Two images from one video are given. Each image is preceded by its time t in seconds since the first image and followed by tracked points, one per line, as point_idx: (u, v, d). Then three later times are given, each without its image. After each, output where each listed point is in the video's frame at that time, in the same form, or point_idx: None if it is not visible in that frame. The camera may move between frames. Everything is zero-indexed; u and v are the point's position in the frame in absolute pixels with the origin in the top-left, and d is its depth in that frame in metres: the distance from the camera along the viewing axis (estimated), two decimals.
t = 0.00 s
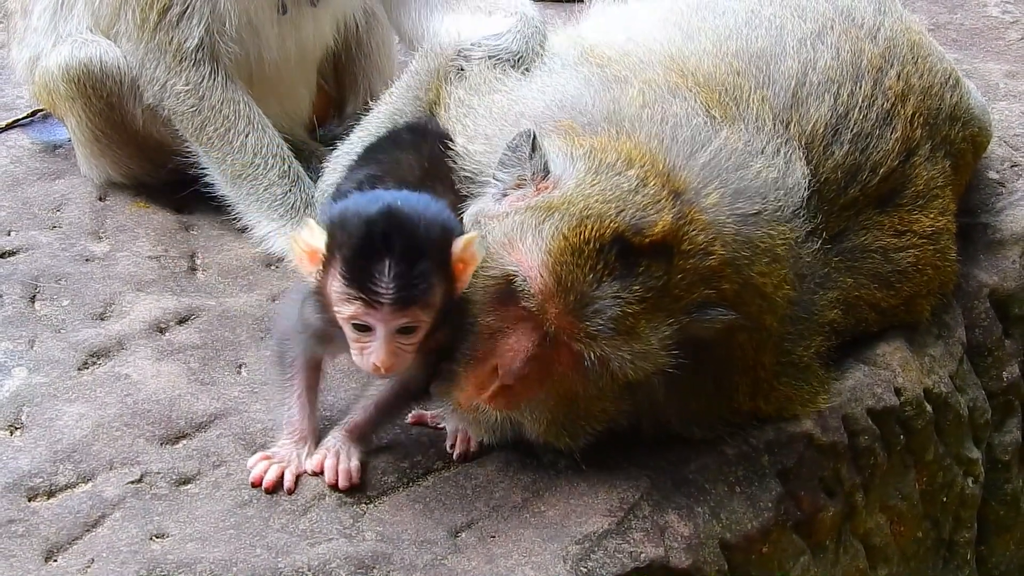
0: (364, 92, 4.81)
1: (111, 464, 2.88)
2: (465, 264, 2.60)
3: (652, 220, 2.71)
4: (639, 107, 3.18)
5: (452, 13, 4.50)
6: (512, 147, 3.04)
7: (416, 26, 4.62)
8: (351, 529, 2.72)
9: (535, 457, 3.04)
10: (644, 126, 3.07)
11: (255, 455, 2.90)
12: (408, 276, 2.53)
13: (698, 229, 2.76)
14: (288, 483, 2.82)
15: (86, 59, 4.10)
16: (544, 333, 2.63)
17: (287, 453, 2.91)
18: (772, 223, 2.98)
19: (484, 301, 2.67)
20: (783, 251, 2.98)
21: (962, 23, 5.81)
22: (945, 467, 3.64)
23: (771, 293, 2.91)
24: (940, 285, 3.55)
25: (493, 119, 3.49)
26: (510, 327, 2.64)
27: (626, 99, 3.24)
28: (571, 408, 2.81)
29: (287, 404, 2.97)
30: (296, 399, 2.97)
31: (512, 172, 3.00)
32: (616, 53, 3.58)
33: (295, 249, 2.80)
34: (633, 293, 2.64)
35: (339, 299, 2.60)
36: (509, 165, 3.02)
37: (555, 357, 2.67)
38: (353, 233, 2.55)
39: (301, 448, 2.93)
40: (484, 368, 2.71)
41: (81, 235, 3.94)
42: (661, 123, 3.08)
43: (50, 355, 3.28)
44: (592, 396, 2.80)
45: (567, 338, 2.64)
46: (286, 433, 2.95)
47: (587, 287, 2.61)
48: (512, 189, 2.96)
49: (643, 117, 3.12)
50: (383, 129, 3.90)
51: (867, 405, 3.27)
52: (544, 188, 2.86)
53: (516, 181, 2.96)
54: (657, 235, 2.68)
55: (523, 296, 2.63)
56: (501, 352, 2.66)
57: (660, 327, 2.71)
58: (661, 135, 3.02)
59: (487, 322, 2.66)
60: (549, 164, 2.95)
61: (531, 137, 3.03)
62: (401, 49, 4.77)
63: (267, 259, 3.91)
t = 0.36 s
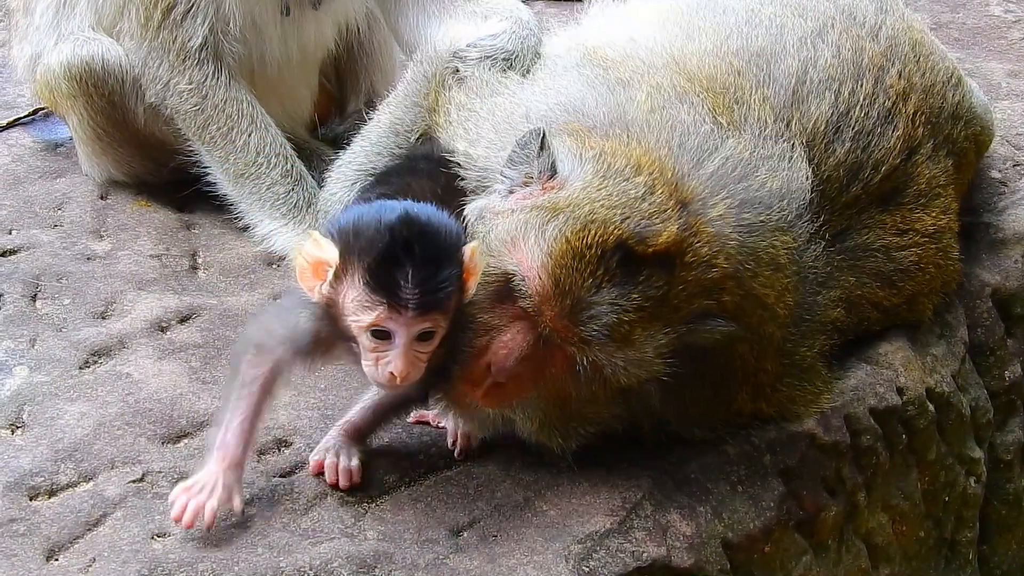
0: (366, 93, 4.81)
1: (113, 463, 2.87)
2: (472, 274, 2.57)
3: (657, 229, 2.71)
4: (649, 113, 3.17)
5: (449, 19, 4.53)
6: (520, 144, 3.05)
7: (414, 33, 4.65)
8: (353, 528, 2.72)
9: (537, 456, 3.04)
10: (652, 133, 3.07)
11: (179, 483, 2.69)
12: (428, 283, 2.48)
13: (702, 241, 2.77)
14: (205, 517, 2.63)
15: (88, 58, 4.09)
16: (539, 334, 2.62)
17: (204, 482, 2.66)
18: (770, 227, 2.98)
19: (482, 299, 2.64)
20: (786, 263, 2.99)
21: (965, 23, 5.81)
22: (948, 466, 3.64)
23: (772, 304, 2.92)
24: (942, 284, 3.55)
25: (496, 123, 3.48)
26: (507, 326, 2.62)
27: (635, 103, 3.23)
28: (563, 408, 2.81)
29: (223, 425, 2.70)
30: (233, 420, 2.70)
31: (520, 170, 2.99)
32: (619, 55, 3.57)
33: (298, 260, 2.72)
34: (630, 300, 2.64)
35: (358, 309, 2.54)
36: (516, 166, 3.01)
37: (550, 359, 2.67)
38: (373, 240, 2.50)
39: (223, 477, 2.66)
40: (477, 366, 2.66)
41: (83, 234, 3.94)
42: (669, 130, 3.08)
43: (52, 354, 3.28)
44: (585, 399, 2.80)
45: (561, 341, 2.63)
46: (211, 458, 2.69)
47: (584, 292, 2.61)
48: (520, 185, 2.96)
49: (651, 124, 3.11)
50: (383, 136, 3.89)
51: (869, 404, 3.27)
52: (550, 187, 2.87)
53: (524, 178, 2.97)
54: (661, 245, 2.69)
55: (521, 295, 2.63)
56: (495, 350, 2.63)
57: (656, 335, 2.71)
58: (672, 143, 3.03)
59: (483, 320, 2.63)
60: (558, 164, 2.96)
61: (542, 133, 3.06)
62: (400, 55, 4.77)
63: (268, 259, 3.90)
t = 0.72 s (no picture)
0: (369, 92, 4.80)
1: (115, 464, 2.87)
2: (437, 277, 2.65)
3: (662, 236, 2.70)
4: (660, 115, 3.16)
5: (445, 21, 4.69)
6: (536, 135, 3.07)
7: (410, 37, 4.73)
8: (357, 528, 2.71)
9: (540, 455, 3.03)
10: (659, 134, 3.06)
11: (187, 504, 2.71)
12: (394, 281, 2.50)
13: (706, 251, 2.75)
14: (217, 533, 2.63)
15: (89, 60, 4.08)
16: (529, 325, 2.64)
17: (214, 500, 2.68)
18: (773, 229, 2.97)
19: (486, 283, 2.72)
20: (791, 271, 2.99)
21: (968, 22, 5.79)
22: (951, 466, 3.63)
23: (775, 312, 2.91)
24: (946, 282, 3.55)
25: (500, 123, 3.46)
26: (502, 312, 2.67)
27: (641, 104, 3.23)
28: (550, 401, 2.83)
29: (219, 444, 2.72)
30: (229, 437, 2.72)
31: (534, 161, 3.00)
32: (621, 57, 3.56)
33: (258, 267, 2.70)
34: (624, 304, 2.65)
35: (319, 310, 2.54)
36: (525, 162, 3.03)
37: (538, 353, 2.68)
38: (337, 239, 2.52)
39: (233, 493, 2.70)
40: (468, 349, 2.70)
41: (85, 235, 3.94)
42: (676, 130, 3.08)
43: (54, 356, 3.27)
44: (574, 394, 2.81)
45: (550, 335, 2.65)
46: (218, 477, 2.71)
47: (578, 290, 2.63)
48: (530, 177, 2.97)
49: (660, 127, 3.10)
50: (381, 136, 3.89)
51: (873, 404, 3.26)
52: (560, 181, 2.88)
53: (535, 170, 2.98)
54: (663, 252, 2.68)
55: (517, 284, 2.67)
56: (488, 334, 2.67)
57: (647, 341, 2.71)
58: (681, 145, 3.02)
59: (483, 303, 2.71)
60: (570, 159, 2.96)
61: (558, 127, 3.06)
62: (401, 57, 4.74)
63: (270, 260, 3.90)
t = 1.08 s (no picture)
0: (364, 92, 4.79)
1: (109, 462, 2.87)
2: (381, 328, 2.46)
3: (673, 234, 2.74)
4: (674, 110, 3.15)
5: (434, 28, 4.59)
6: (572, 111, 3.10)
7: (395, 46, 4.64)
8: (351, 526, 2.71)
9: (535, 455, 3.04)
10: (681, 130, 3.05)
11: (182, 501, 2.72)
12: (289, 315, 2.35)
13: (715, 255, 2.77)
14: (210, 531, 2.63)
15: (83, 58, 4.09)
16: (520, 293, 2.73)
17: (213, 498, 2.68)
18: (777, 232, 2.95)
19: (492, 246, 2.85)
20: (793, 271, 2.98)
21: (963, 22, 5.80)
22: (945, 465, 3.63)
23: (773, 303, 2.90)
24: (940, 281, 3.55)
25: (508, 114, 3.44)
26: (499, 276, 2.78)
27: (654, 96, 3.22)
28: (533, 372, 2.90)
29: (227, 445, 2.71)
30: (236, 439, 2.70)
31: (563, 134, 3.05)
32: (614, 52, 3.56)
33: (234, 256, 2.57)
34: (620, 294, 2.71)
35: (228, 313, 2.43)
36: (552, 133, 3.07)
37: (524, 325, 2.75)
38: (253, 251, 2.36)
39: (232, 494, 2.70)
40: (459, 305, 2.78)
41: (80, 233, 3.94)
42: (694, 129, 3.06)
43: (48, 354, 3.27)
44: (554, 372, 2.88)
45: (538, 309, 2.73)
46: (219, 477, 2.71)
47: (576, 269, 2.70)
48: (559, 149, 3.01)
49: (672, 120, 3.09)
50: (365, 148, 3.87)
51: (867, 403, 3.27)
52: (585, 160, 2.92)
53: (563, 143, 3.02)
54: (672, 250, 2.71)
55: (519, 253, 2.79)
56: (483, 295, 2.74)
57: (634, 334, 2.77)
58: (697, 139, 3.03)
59: (484, 265, 2.82)
60: (600, 138, 3.00)
61: (594, 106, 3.10)
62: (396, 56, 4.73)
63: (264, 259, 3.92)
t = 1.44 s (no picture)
0: (361, 91, 4.81)
1: (105, 458, 2.88)
2: (376, 364, 2.44)
3: (652, 246, 2.85)
4: (665, 115, 3.21)
5: (422, 25, 4.66)
6: (581, 106, 3.22)
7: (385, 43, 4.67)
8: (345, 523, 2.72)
9: (530, 451, 3.05)
10: (675, 138, 3.13)
11: (178, 497, 2.73)
12: (282, 356, 2.33)
13: (693, 270, 2.87)
14: (205, 526, 2.64)
15: (79, 54, 4.08)
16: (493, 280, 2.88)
17: (210, 493, 2.70)
18: (761, 243, 3.00)
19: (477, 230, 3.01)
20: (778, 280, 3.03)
21: (958, 20, 5.81)
22: (940, 461, 3.64)
23: (756, 301, 2.97)
24: (934, 277, 3.56)
25: (498, 109, 3.50)
26: (478, 260, 2.94)
27: (642, 98, 3.28)
28: (498, 362, 3.03)
29: (228, 444, 2.72)
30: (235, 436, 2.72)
31: (563, 129, 3.17)
32: (602, 51, 3.61)
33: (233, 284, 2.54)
34: (588, 297, 2.84)
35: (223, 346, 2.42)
36: (557, 124, 3.22)
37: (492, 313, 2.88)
38: (247, 290, 2.33)
39: (230, 491, 2.71)
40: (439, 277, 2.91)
41: (76, 230, 3.94)
42: (688, 136, 3.14)
43: (44, 351, 3.28)
44: (520, 364, 3.00)
45: (507, 297, 2.87)
46: (218, 473, 2.73)
47: (549, 265, 2.84)
48: (557, 142, 3.16)
49: (663, 125, 3.17)
50: (366, 142, 3.89)
51: (861, 399, 3.28)
52: (581, 158, 3.05)
53: (561, 137, 3.16)
54: (648, 263, 2.82)
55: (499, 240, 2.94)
56: (462, 273, 2.88)
57: (599, 337, 2.89)
58: (693, 150, 3.11)
59: (469, 246, 2.99)
60: (600, 138, 3.11)
61: (601, 106, 3.19)
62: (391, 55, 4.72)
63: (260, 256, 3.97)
